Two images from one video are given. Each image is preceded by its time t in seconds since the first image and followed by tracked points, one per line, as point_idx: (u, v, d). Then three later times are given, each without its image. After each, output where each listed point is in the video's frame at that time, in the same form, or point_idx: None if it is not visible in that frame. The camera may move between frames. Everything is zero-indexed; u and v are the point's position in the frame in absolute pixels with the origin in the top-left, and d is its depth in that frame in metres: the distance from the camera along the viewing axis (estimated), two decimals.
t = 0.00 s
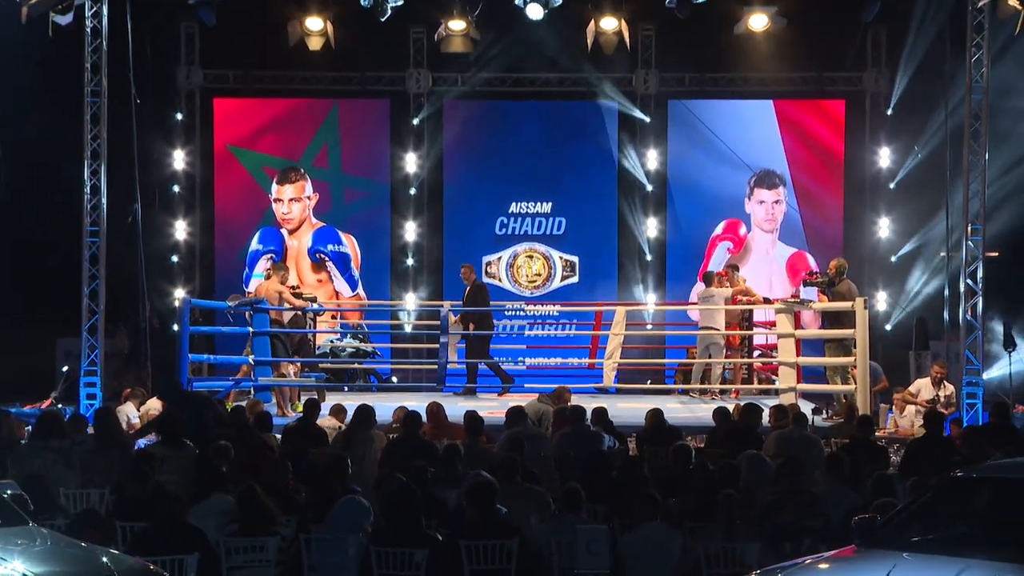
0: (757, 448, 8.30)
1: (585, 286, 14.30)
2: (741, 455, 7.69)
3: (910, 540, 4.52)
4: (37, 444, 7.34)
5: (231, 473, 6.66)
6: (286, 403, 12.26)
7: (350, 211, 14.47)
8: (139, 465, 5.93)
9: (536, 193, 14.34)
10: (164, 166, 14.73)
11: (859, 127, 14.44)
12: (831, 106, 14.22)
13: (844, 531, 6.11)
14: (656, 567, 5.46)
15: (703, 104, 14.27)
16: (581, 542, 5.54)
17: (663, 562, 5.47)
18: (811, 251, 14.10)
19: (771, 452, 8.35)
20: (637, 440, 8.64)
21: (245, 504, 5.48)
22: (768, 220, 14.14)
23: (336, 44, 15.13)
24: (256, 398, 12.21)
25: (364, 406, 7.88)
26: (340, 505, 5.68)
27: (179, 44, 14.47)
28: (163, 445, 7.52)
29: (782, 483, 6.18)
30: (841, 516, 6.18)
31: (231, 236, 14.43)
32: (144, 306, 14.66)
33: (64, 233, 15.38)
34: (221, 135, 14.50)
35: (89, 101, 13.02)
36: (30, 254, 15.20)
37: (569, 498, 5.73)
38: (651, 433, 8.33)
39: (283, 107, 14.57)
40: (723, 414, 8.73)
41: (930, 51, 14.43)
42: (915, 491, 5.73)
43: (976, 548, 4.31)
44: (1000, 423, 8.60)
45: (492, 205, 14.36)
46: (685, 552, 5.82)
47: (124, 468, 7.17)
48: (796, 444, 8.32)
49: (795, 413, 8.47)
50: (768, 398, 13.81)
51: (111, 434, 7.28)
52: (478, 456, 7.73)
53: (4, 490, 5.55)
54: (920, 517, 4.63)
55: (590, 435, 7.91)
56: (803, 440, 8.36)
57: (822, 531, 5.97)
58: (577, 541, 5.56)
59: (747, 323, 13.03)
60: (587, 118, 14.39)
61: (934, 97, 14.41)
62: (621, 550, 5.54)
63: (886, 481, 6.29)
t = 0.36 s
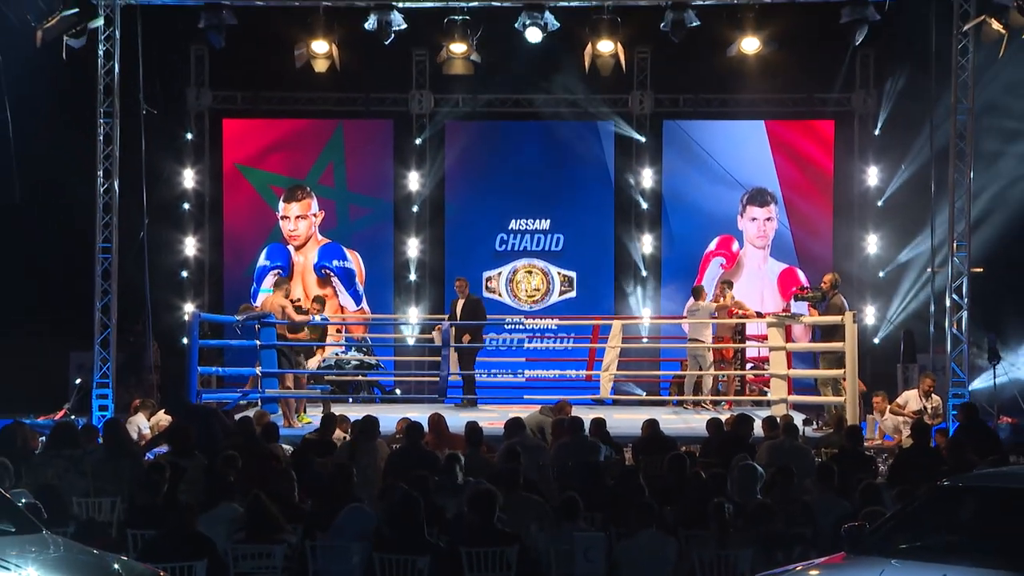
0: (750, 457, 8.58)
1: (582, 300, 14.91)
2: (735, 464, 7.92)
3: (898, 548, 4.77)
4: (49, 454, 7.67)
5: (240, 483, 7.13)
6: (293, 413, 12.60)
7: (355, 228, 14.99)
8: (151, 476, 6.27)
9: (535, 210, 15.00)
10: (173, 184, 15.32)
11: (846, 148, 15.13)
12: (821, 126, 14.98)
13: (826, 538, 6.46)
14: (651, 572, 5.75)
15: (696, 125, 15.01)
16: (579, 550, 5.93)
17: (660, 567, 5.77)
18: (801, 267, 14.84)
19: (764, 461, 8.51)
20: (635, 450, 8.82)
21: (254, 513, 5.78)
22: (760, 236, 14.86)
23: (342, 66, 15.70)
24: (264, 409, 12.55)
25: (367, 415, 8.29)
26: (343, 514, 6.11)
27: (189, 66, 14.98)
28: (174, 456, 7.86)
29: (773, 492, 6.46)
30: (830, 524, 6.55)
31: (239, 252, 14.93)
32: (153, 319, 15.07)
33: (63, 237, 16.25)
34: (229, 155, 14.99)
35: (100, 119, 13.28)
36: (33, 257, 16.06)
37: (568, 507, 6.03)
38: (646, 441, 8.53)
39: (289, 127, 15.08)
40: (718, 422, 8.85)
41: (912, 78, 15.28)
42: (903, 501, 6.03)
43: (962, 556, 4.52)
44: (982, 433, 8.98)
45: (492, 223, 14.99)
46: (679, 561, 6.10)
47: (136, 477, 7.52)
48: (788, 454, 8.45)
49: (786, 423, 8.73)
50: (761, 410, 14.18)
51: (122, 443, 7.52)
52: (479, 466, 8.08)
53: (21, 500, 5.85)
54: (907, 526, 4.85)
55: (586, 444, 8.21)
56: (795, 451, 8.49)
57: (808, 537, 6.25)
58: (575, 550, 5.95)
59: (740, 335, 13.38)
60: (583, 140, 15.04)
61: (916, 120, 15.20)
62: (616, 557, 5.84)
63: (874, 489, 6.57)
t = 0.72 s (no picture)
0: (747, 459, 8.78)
1: (581, 305, 15.20)
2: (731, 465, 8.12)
3: (892, 548, 4.76)
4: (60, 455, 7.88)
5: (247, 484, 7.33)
6: (298, 415, 12.76)
7: (359, 235, 15.28)
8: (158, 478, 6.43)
9: (535, 217, 15.30)
10: (176, 192, 15.47)
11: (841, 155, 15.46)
12: (816, 133, 15.23)
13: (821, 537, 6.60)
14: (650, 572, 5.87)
15: (693, 132, 15.28)
16: (579, 550, 6.12)
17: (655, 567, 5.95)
18: (797, 272, 15.10)
19: (760, 463, 8.69)
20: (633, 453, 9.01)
21: (261, 514, 5.95)
22: (757, 242, 15.11)
23: (345, 76, 15.97)
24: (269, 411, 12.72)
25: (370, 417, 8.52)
26: (348, 514, 6.30)
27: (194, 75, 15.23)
28: (182, 458, 8.07)
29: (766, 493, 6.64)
30: (826, 523, 6.81)
31: (245, 258, 15.20)
32: (159, 322, 15.33)
33: (63, 237, 16.47)
34: (234, 162, 15.26)
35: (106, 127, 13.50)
36: (40, 262, 16.32)
37: (567, 508, 6.21)
38: (644, 444, 8.74)
39: (292, 135, 15.34)
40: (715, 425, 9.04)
41: (905, 87, 15.65)
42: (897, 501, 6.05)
43: (953, 555, 4.57)
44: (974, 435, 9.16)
45: (493, 229, 15.31)
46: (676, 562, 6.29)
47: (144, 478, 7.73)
48: (784, 456, 8.62)
49: (782, 425, 8.91)
50: (758, 413, 14.41)
51: (131, 445, 7.74)
52: (480, 469, 8.28)
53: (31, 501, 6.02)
54: (901, 526, 4.87)
55: (585, 447, 8.41)
56: (791, 453, 8.63)
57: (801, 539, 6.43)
58: (575, 550, 6.14)
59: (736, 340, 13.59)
60: (582, 148, 15.32)
61: (908, 126, 15.51)
62: (614, 556, 6.02)
63: (868, 491, 6.64)
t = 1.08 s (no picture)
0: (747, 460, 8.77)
1: (581, 306, 15.21)
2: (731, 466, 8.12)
3: (891, 549, 4.77)
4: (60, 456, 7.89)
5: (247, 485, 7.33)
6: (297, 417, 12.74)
7: (359, 235, 15.29)
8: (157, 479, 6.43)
9: (535, 217, 15.31)
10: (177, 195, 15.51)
11: (842, 156, 15.49)
12: (816, 134, 15.25)
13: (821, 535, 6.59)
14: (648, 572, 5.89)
15: (694, 133, 15.32)
16: (578, 550, 6.08)
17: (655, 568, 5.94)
18: (797, 273, 15.12)
19: (760, 464, 8.69)
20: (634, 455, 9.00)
21: (260, 515, 5.94)
22: (757, 243, 15.12)
23: (346, 77, 15.98)
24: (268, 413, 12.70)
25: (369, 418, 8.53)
26: (348, 515, 6.29)
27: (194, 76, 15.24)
28: (182, 459, 8.07)
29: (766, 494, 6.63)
30: (826, 523, 6.86)
31: (245, 259, 15.21)
32: (159, 323, 15.33)
33: (63, 237, 16.45)
34: (234, 163, 15.27)
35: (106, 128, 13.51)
36: (41, 263, 16.34)
37: (567, 509, 6.22)
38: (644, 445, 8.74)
39: (293, 136, 15.35)
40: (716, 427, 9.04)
41: (906, 88, 15.65)
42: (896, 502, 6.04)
43: (951, 555, 4.58)
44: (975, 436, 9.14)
45: (493, 230, 15.32)
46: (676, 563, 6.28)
47: (144, 479, 7.74)
48: (784, 457, 8.61)
49: (783, 426, 8.90)
50: (758, 414, 14.41)
51: (131, 446, 7.75)
52: (480, 470, 8.28)
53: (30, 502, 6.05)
54: (898, 527, 4.89)
55: (586, 448, 8.40)
56: (791, 453, 8.63)
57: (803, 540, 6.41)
58: (575, 551, 6.10)
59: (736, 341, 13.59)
60: (582, 148, 15.33)
61: (908, 126, 15.51)
62: (613, 557, 6.01)
63: (868, 491, 6.64)
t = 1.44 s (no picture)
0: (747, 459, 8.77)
1: (581, 306, 15.21)
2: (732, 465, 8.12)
3: (891, 549, 4.78)
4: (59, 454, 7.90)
5: (246, 483, 7.33)
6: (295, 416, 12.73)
7: (359, 234, 15.29)
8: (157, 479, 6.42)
9: (535, 217, 15.31)
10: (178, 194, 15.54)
11: (842, 155, 15.52)
12: (816, 133, 15.26)
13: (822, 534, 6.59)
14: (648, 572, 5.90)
15: (693, 133, 15.31)
16: (578, 550, 6.06)
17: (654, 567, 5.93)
18: (797, 272, 15.13)
19: (761, 464, 8.68)
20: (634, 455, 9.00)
21: (260, 515, 5.93)
22: (757, 243, 15.13)
23: (346, 76, 15.98)
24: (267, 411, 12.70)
25: (368, 416, 8.53)
26: (348, 513, 6.29)
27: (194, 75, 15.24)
28: (182, 458, 8.08)
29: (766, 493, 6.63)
30: (826, 523, 6.85)
31: (245, 258, 15.22)
32: (159, 321, 15.36)
33: (63, 237, 16.44)
34: (234, 162, 15.27)
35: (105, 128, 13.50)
36: (42, 262, 16.35)
37: (567, 509, 6.22)
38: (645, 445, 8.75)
39: (293, 135, 15.34)
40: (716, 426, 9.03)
41: (905, 84, 15.64)
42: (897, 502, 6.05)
43: (951, 556, 4.58)
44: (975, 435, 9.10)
45: (493, 229, 15.32)
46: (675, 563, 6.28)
47: (145, 478, 7.76)
48: (784, 457, 8.61)
49: (783, 426, 8.90)
50: (758, 413, 14.44)
51: (132, 445, 7.76)
52: (481, 469, 8.28)
53: (30, 501, 6.06)
54: (897, 528, 4.90)
55: (587, 447, 8.41)
56: (791, 453, 8.62)
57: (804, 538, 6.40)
58: (575, 550, 6.08)
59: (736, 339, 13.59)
60: (582, 148, 15.33)
61: (908, 125, 15.49)
62: (614, 557, 6.01)
63: (868, 491, 6.63)
